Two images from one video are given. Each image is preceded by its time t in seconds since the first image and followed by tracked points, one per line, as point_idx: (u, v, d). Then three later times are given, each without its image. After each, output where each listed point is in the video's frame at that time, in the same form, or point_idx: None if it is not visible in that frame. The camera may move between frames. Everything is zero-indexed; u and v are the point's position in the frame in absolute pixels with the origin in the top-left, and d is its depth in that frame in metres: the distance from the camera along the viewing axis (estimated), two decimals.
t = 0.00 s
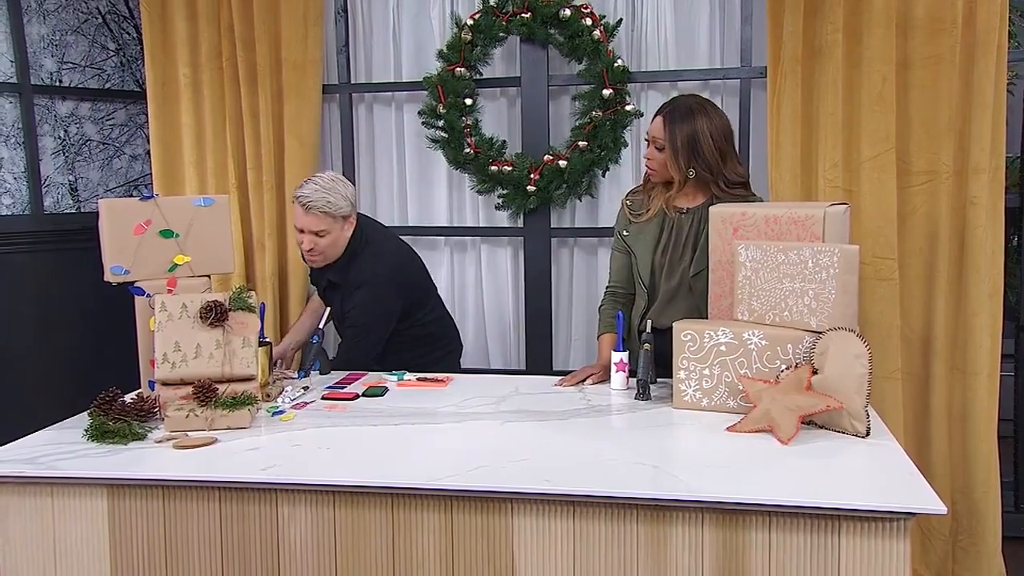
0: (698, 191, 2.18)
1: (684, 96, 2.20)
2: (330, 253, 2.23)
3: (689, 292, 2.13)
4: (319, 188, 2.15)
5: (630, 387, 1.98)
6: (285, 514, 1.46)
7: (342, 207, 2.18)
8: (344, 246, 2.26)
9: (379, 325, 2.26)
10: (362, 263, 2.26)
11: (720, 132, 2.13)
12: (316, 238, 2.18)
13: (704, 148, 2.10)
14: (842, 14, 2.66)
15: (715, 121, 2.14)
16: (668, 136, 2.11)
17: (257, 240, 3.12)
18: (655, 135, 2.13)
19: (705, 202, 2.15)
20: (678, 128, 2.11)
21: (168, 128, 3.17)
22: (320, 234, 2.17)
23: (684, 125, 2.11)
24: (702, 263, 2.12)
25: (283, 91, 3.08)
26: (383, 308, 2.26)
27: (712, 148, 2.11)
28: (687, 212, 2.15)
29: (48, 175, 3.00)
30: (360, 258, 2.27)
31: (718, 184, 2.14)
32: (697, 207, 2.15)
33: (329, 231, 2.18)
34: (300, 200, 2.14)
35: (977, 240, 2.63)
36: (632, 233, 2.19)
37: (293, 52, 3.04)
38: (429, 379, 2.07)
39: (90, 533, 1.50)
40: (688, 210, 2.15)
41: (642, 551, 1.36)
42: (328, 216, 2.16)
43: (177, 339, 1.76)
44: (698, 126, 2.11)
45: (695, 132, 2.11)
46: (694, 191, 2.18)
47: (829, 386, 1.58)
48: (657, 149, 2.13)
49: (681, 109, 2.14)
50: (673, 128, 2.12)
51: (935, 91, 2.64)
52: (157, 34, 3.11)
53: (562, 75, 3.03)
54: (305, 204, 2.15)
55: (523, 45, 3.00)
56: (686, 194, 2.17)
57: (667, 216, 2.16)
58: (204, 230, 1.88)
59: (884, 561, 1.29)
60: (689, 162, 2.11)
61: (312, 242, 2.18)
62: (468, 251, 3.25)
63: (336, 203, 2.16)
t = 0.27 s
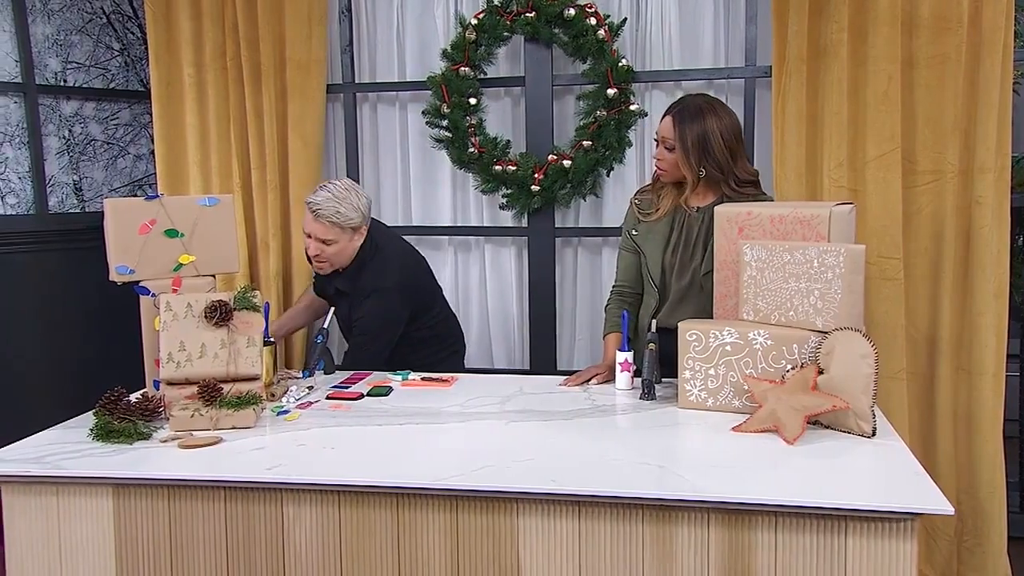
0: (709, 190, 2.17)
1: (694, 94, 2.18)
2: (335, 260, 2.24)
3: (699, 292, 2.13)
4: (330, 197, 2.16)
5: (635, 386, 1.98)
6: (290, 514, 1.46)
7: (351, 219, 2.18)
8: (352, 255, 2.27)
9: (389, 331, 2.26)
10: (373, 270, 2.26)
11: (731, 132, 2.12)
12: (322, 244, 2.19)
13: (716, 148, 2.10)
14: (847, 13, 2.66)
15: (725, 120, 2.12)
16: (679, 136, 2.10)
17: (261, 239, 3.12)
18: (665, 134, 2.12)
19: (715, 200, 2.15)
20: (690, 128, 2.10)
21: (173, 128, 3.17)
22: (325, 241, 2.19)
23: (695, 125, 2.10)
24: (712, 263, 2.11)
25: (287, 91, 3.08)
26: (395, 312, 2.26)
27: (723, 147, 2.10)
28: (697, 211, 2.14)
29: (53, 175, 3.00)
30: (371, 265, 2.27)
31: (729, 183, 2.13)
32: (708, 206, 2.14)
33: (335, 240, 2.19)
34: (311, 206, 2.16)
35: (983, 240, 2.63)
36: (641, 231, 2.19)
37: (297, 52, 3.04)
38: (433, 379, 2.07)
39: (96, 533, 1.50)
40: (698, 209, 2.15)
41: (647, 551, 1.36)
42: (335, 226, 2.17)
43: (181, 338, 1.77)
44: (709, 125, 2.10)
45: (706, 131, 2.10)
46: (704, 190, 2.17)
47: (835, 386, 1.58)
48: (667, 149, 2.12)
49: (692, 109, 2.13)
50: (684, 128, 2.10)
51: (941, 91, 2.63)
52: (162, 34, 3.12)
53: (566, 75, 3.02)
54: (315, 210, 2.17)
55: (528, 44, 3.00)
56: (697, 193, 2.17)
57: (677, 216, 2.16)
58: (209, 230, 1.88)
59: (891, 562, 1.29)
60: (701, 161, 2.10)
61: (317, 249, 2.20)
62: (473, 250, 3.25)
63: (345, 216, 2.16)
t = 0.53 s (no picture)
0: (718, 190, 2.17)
1: (704, 93, 2.17)
2: (351, 229, 2.27)
3: (709, 292, 2.12)
4: (338, 165, 2.17)
5: (642, 387, 1.97)
6: (298, 514, 1.45)
7: (362, 184, 2.20)
8: (366, 222, 2.29)
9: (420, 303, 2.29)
10: (398, 240, 2.31)
11: (742, 132, 2.11)
12: (336, 214, 2.21)
13: (726, 149, 2.09)
14: (854, 12, 2.65)
15: (735, 119, 2.12)
16: (689, 136, 2.09)
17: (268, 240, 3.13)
18: (675, 135, 2.11)
19: (725, 200, 2.15)
20: (699, 128, 2.09)
21: (180, 128, 3.18)
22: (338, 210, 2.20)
23: (705, 125, 2.09)
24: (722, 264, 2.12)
25: (294, 91, 3.09)
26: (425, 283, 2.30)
27: (733, 147, 2.10)
28: (706, 211, 2.14)
29: (59, 175, 3.02)
30: (393, 237, 2.32)
31: (739, 183, 2.13)
32: (717, 207, 2.14)
33: (348, 208, 2.21)
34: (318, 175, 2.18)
35: (992, 239, 2.62)
36: (649, 231, 2.19)
37: (303, 52, 3.04)
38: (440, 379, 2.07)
39: (104, 532, 1.50)
40: (707, 210, 2.14)
41: (656, 552, 1.36)
42: (347, 193, 2.18)
43: (189, 338, 1.77)
44: (719, 125, 2.09)
45: (716, 132, 2.09)
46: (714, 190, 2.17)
47: (844, 387, 1.57)
48: (677, 149, 2.12)
49: (702, 109, 2.12)
50: (694, 128, 2.10)
51: (949, 90, 2.62)
52: (168, 32, 3.12)
53: (573, 75, 3.02)
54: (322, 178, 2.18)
55: (534, 44, 2.99)
56: (706, 193, 2.16)
57: (687, 216, 2.15)
58: (216, 230, 1.88)
59: (902, 563, 1.28)
60: (711, 162, 2.10)
61: (331, 218, 2.22)
62: (479, 250, 3.25)
63: (355, 181, 2.18)
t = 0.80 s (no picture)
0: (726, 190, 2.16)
1: (710, 94, 2.17)
2: (380, 183, 2.22)
3: (716, 292, 2.11)
4: (364, 116, 2.11)
5: (651, 388, 1.97)
6: (307, 514, 1.45)
7: (389, 133, 2.13)
8: (394, 174, 2.24)
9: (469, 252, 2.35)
10: (425, 214, 2.34)
11: (750, 132, 2.11)
12: (364, 166, 2.16)
13: (734, 149, 2.08)
14: (863, 12, 2.65)
15: (743, 119, 2.11)
16: (697, 137, 2.09)
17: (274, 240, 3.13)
18: (683, 134, 2.11)
19: (733, 200, 2.14)
20: (707, 128, 2.09)
21: (188, 128, 3.18)
22: (366, 163, 2.15)
23: (713, 125, 2.09)
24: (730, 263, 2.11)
25: (301, 91, 3.09)
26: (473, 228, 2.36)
27: (741, 147, 2.09)
28: (714, 211, 2.13)
29: (66, 175, 3.03)
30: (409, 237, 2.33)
31: (748, 183, 2.12)
32: (725, 206, 2.13)
33: (376, 159, 2.15)
34: (344, 127, 2.12)
35: (1001, 239, 2.61)
36: (656, 231, 2.18)
37: (310, 52, 3.05)
38: (448, 379, 2.07)
39: (114, 532, 1.50)
40: (715, 209, 2.14)
41: (666, 552, 1.35)
42: (374, 144, 2.12)
43: (197, 338, 1.77)
44: (727, 125, 2.09)
45: (724, 132, 2.08)
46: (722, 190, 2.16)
47: (854, 388, 1.57)
48: (686, 149, 2.11)
49: (709, 109, 2.11)
50: (702, 128, 2.09)
51: (958, 90, 2.62)
52: (175, 32, 3.12)
53: (580, 74, 3.01)
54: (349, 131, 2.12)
55: (541, 44, 2.99)
56: (714, 193, 2.15)
57: (695, 216, 2.14)
58: (224, 230, 1.88)
59: (914, 564, 1.27)
60: (719, 162, 2.09)
61: (360, 171, 2.16)
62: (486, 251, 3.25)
63: (382, 131, 2.11)
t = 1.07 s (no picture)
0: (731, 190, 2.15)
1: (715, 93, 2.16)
2: (415, 170, 2.22)
3: (723, 291, 2.11)
4: (403, 102, 2.10)
5: (657, 388, 1.96)
6: (314, 515, 1.45)
7: (425, 120, 2.12)
8: (430, 159, 2.23)
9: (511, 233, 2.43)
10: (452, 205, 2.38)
11: (756, 131, 2.10)
12: (400, 151, 2.15)
13: (739, 149, 2.08)
14: (869, 12, 2.65)
15: (749, 119, 2.10)
16: (702, 136, 2.08)
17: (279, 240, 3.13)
18: (688, 134, 2.10)
19: (739, 200, 2.13)
20: (713, 128, 2.08)
21: (192, 129, 3.18)
22: (402, 149, 2.14)
23: (719, 124, 2.08)
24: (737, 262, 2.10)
25: (306, 91, 3.08)
26: (511, 210, 2.43)
27: (747, 147, 2.08)
28: (720, 211, 2.13)
29: (71, 175, 3.03)
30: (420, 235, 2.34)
31: (754, 182, 2.11)
32: (731, 206, 2.13)
33: (412, 145, 2.14)
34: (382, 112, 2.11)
35: (1008, 239, 2.61)
36: (662, 230, 2.18)
37: (315, 52, 3.04)
38: (454, 380, 2.06)
39: (121, 533, 1.50)
40: (721, 209, 2.13)
41: (675, 553, 1.35)
42: (410, 129, 2.11)
43: (203, 339, 1.77)
44: (733, 125, 2.08)
45: (730, 131, 2.08)
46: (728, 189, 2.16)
47: (863, 388, 1.56)
48: (691, 149, 2.10)
49: (715, 109, 2.11)
50: (708, 128, 2.08)
51: (964, 90, 2.62)
52: (179, 32, 3.12)
53: (584, 74, 3.01)
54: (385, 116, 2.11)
55: (547, 44, 2.99)
56: (719, 193, 2.15)
57: (700, 216, 2.14)
58: (230, 230, 1.88)
59: (925, 566, 1.27)
60: (725, 162, 2.08)
61: (395, 157, 2.15)
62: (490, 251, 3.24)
63: (418, 116, 2.10)
